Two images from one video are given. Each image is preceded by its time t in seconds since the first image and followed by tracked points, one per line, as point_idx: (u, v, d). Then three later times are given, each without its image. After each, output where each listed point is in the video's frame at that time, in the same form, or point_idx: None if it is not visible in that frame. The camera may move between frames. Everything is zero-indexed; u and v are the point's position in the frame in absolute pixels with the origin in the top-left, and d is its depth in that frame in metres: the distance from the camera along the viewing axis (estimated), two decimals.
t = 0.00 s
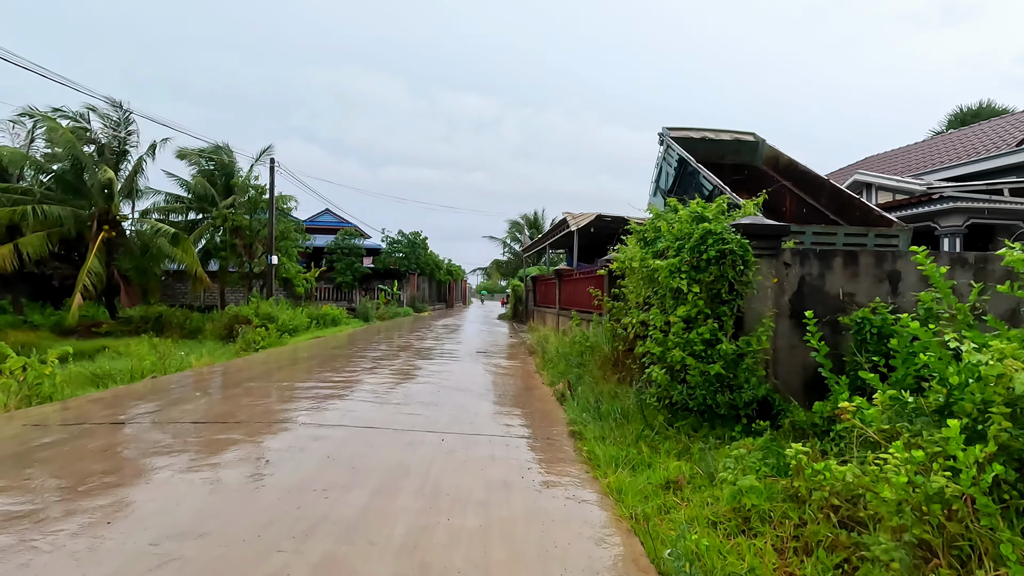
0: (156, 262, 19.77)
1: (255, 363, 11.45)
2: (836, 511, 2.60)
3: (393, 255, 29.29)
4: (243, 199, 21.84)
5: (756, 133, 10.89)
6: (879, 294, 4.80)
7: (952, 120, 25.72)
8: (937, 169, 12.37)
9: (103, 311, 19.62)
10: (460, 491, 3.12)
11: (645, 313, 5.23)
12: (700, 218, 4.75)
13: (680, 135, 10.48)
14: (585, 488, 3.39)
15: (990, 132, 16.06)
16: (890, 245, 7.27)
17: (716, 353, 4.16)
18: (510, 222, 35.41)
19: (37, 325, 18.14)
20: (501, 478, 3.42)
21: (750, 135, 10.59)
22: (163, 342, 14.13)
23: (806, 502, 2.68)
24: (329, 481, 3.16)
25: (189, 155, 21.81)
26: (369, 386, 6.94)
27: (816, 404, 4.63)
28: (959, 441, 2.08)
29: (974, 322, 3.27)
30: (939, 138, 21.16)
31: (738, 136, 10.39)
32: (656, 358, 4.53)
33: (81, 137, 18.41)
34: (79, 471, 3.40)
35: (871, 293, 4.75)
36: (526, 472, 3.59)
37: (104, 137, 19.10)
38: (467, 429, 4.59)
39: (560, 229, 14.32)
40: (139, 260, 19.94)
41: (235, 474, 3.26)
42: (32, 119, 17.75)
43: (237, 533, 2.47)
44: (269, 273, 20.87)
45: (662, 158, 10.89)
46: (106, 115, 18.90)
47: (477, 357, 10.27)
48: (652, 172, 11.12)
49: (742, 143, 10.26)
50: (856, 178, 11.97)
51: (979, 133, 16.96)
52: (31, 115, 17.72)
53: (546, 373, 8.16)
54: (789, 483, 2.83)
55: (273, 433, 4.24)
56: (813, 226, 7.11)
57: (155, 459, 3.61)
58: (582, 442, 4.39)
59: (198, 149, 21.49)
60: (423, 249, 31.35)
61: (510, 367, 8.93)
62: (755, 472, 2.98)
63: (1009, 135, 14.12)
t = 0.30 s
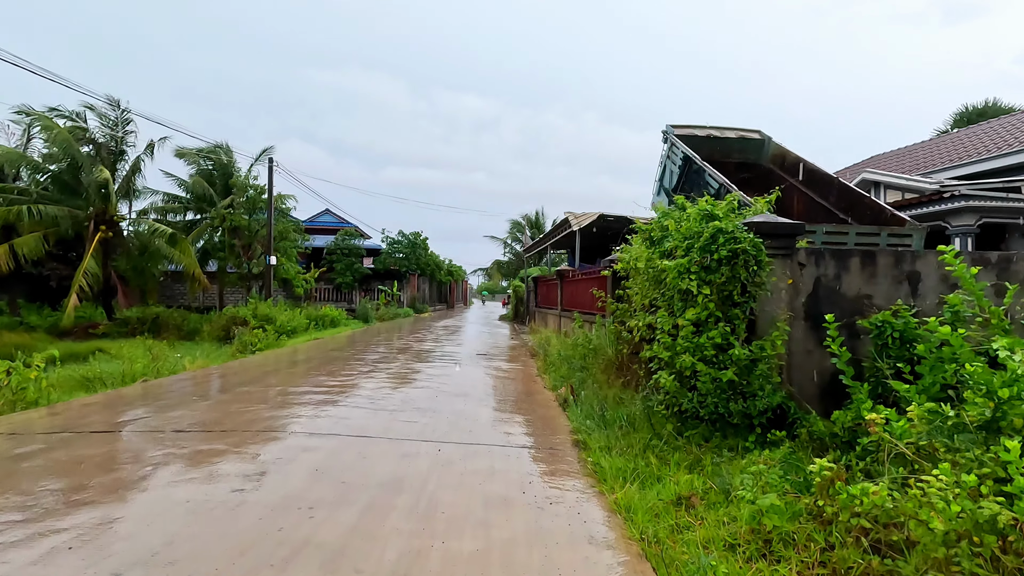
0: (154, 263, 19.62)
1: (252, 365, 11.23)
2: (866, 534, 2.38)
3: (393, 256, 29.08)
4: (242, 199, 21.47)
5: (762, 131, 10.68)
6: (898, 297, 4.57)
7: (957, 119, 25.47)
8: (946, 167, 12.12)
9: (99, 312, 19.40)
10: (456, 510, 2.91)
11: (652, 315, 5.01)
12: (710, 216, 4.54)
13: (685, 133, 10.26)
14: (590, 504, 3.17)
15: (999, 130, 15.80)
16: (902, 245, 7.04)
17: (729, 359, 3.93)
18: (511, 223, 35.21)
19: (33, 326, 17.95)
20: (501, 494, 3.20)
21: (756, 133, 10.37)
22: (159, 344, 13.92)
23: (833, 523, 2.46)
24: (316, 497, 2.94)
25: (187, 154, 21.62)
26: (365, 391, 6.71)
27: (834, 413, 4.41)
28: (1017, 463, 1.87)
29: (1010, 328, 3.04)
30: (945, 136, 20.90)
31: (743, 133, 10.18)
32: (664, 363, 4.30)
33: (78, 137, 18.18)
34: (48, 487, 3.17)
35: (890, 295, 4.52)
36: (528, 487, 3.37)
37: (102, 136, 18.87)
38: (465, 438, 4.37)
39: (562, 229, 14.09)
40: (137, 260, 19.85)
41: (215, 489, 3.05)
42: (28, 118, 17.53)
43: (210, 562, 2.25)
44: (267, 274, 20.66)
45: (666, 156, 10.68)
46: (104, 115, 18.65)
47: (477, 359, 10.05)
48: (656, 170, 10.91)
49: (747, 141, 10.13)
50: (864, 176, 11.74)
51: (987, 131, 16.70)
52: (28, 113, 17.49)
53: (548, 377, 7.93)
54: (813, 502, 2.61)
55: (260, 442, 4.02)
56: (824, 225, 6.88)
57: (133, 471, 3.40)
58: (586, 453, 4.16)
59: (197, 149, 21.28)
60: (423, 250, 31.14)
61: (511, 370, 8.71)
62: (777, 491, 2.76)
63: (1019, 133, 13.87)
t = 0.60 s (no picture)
0: (147, 262, 19.45)
1: (245, 365, 10.99)
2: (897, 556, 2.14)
3: (391, 255, 28.84)
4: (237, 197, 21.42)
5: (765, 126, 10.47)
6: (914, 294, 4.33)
7: (960, 116, 25.27)
8: (952, 164, 11.89)
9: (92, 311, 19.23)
10: (447, 525, 2.66)
11: (656, 313, 4.78)
12: (717, 209, 4.31)
13: (687, 128, 10.04)
14: (593, 517, 2.92)
15: (1005, 126, 15.57)
16: (913, 241, 6.80)
17: (738, 359, 3.70)
18: (510, 221, 34.98)
19: (25, 325, 17.74)
20: (497, 507, 2.96)
21: (760, 128, 10.16)
22: (151, 343, 13.67)
23: (860, 542, 2.22)
24: (293, 513, 2.70)
25: (182, 151, 21.39)
26: (357, 392, 6.47)
27: (847, 416, 4.18)
28: None
29: None
30: (948, 134, 20.69)
31: (746, 129, 9.96)
32: (669, 364, 4.07)
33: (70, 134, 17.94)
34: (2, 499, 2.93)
35: (906, 292, 4.29)
36: (526, 498, 3.13)
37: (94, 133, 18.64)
38: (458, 443, 4.13)
39: (561, 226, 13.86)
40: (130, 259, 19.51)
41: (184, 502, 2.81)
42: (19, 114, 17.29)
43: None
44: (263, 272, 20.43)
45: (667, 151, 10.46)
46: (97, 111, 18.44)
47: (474, 359, 9.82)
48: (657, 166, 10.69)
49: (750, 137, 9.89)
50: (869, 173, 11.50)
51: (992, 128, 16.47)
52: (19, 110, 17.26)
53: (547, 377, 7.71)
54: (836, 517, 2.37)
55: (239, 449, 3.78)
56: (832, 221, 6.65)
57: (99, 481, 3.16)
58: (586, 459, 3.92)
59: (192, 146, 21.05)
60: (421, 249, 30.90)
61: (509, 371, 8.48)
62: (796, 507, 2.52)
63: None
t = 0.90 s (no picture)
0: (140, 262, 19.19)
1: (236, 367, 10.73)
2: None
3: (388, 254, 28.56)
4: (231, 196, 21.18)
5: (767, 123, 10.26)
6: (933, 295, 4.10)
7: (961, 115, 25.12)
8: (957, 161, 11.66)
9: (84, 310, 19.04)
10: (435, 553, 2.42)
11: (661, 315, 4.56)
12: (726, 206, 4.09)
13: (688, 124, 9.82)
14: (596, 539, 2.69)
15: (1009, 123, 15.35)
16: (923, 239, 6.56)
17: (749, 365, 3.48)
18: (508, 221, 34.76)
19: (15, 326, 17.44)
20: (491, 529, 2.71)
21: (762, 125, 9.95)
22: (141, 344, 13.38)
23: None
24: (267, 539, 2.45)
25: (175, 149, 21.11)
26: (348, 397, 6.22)
27: (863, 424, 3.95)
28: None
29: None
30: (950, 131, 20.53)
31: (748, 126, 9.74)
32: (675, 370, 3.85)
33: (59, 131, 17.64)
34: None
35: (924, 293, 4.06)
36: (523, 517, 2.88)
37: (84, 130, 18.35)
38: (451, 454, 3.89)
39: (560, 225, 13.62)
40: (123, 258, 19.25)
41: (146, 526, 2.55)
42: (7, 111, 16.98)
43: None
44: (257, 272, 20.14)
45: (668, 148, 10.24)
46: (86, 108, 18.15)
47: (471, 362, 9.58)
48: (658, 163, 10.46)
49: (752, 133, 9.67)
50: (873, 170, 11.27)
51: (995, 125, 16.27)
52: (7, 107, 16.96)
53: (545, 380, 7.46)
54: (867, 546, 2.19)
55: (215, 462, 3.52)
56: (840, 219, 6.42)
57: (57, 501, 2.90)
58: (587, 472, 3.68)
59: (185, 144, 20.77)
60: (418, 248, 30.64)
61: (506, 373, 8.24)
62: (824, 533, 2.31)
63: None
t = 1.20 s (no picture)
0: (133, 263, 18.98)
1: (229, 369, 10.46)
2: None
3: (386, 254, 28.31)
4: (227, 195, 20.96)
5: (772, 119, 10.05)
6: (959, 294, 3.86)
7: (964, 113, 24.91)
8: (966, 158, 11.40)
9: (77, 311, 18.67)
10: None
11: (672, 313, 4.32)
12: (740, 199, 3.86)
13: (692, 120, 9.60)
14: (607, 561, 2.44)
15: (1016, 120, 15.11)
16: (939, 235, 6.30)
17: (768, 369, 3.24)
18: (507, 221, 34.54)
19: (7, 327, 17.17)
20: (491, 550, 2.46)
21: (767, 121, 9.73)
22: (133, 346, 13.10)
23: None
24: (242, 564, 2.21)
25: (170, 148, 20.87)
26: (342, 401, 5.96)
27: (887, 431, 3.71)
28: None
29: None
30: (954, 129, 20.32)
31: (753, 121, 9.52)
32: (687, 374, 3.61)
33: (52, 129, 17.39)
34: None
35: (950, 292, 3.82)
36: (526, 536, 2.63)
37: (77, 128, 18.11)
38: (448, 463, 3.64)
39: (560, 224, 13.37)
40: (116, 258, 18.89)
41: (110, 549, 2.31)
42: None
43: None
44: (253, 272, 19.87)
45: (672, 145, 10.01)
46: (79, 106, 17.91)
47: (470, 363, 9.33)
48: (661, 160, 10.23)
49: (757, 129, 9.46)
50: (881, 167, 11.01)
51: (1002, 123, 16.04)
52: None
53: (546, 383, 7.21)
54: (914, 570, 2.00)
55: (193, 474, 3.26)
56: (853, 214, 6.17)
57: (17, 517, 2.66)
58: (594, 483, 3.43)
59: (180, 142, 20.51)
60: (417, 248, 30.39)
61: (506, 376, 7.98)
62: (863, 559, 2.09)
63: None
